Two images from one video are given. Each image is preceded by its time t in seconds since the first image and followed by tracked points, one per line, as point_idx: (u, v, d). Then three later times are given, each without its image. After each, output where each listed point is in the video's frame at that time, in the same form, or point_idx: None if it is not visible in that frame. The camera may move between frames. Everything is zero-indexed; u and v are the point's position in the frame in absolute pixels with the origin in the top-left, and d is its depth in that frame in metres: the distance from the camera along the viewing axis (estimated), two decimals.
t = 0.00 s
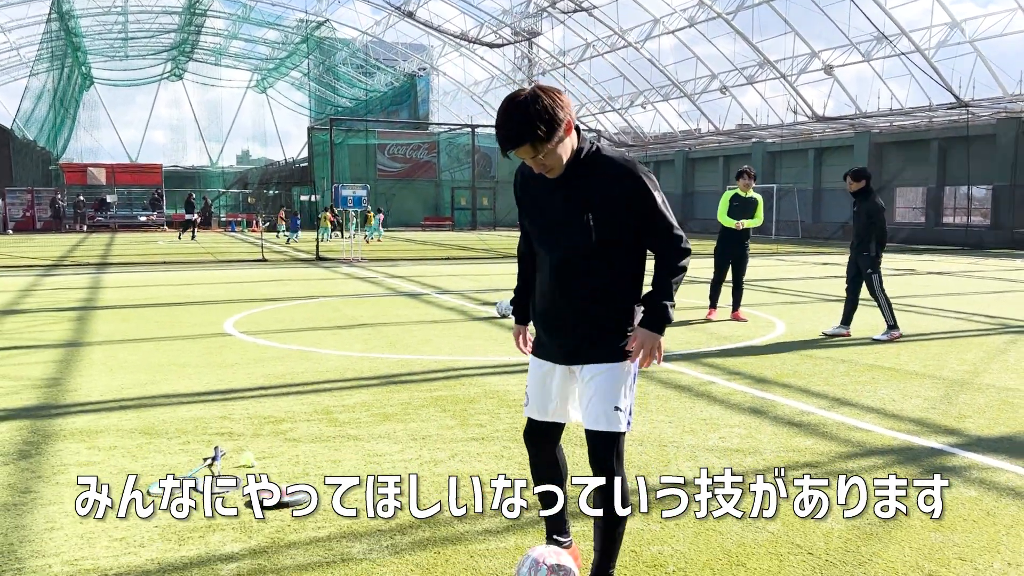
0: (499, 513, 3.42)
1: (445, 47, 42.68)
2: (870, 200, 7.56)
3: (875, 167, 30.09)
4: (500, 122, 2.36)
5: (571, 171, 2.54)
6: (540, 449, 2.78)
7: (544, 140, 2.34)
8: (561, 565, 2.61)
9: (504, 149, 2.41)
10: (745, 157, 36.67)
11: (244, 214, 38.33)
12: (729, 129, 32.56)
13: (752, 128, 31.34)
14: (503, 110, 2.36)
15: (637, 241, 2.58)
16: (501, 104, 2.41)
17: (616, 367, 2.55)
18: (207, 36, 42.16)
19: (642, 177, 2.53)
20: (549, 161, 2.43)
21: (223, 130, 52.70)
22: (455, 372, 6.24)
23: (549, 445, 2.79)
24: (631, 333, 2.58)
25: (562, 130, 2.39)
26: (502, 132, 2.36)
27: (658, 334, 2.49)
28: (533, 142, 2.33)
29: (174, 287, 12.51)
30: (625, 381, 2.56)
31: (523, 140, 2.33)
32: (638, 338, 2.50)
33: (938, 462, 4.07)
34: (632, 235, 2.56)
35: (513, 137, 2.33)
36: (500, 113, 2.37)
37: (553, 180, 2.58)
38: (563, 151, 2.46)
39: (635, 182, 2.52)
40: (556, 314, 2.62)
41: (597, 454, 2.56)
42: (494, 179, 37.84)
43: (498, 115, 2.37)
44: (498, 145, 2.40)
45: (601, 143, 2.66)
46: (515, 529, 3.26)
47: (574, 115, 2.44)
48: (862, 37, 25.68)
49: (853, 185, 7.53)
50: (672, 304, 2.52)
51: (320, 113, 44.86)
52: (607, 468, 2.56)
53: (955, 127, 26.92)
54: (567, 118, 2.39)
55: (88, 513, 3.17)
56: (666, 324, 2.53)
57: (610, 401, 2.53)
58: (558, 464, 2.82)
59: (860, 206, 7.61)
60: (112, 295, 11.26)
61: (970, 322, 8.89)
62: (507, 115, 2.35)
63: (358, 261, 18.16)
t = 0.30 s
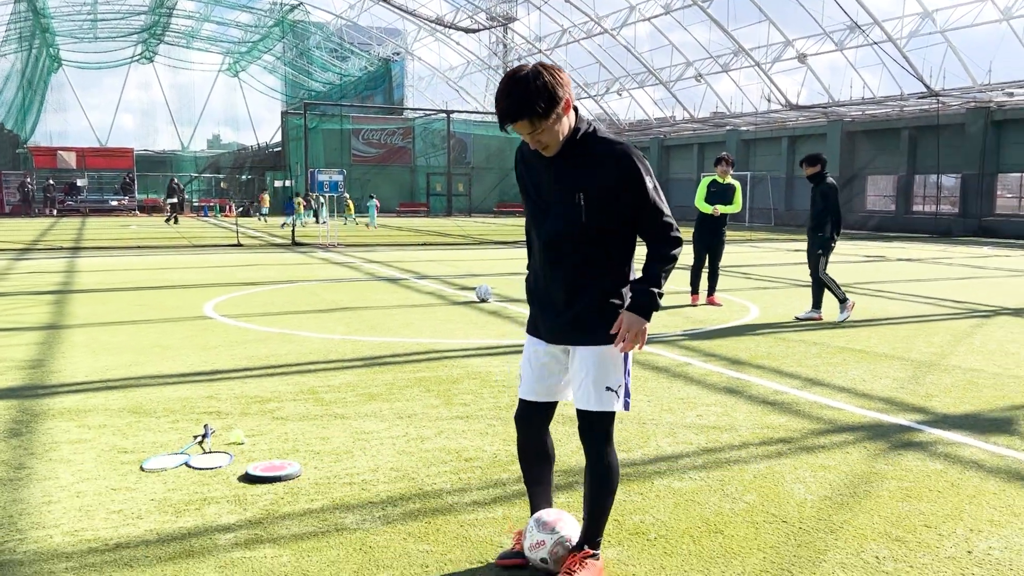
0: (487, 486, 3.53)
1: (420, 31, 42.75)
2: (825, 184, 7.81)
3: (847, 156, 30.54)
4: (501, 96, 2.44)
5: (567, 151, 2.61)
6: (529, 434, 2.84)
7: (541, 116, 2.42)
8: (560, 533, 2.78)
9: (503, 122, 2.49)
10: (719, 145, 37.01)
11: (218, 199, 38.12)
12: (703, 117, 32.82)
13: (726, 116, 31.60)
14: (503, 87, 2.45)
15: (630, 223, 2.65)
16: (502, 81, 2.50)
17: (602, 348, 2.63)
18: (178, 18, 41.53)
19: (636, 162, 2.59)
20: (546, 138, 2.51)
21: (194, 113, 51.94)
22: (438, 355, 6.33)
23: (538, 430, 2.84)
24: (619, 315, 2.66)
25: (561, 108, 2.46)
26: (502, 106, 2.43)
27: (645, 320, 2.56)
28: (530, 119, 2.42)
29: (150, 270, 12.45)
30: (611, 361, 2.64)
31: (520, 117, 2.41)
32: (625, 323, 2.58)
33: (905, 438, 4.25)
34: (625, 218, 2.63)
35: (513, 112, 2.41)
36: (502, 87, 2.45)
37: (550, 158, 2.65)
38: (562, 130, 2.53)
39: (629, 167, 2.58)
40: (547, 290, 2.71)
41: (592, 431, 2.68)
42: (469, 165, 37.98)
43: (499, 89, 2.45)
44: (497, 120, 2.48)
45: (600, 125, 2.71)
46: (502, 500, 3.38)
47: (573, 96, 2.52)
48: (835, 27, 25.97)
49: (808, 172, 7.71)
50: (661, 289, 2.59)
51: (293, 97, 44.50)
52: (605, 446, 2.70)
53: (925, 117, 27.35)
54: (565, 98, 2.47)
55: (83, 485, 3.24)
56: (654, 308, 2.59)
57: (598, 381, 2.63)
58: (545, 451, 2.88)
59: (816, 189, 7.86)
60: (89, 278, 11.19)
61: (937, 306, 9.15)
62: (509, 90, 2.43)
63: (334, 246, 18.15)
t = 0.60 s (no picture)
0: (473, 469, 3.66)
1: (390, 24, 42.61)
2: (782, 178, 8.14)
3: (814, 152, 31.08)
4: (494, 75, 2.52)
5: (552, 141, 2.70)
6: (503, 413, 2.94)
7: (532, 95, 2.50)
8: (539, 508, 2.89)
9: (494, 102, 2.57)
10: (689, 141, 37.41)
11: (186, 193, 37.65)
12: (673, 112, 33.12)
13: (696, 111, 31.93)
14: (496, 67, 2.53)
15: (611, 214, 2.77)
16: (493, 64, 2.58)
17: (586, 336, 2.74)
18: (145, 9, 40.94)
19: (618, 153, 2.69)
20: (535, 121, 2.59)
21: (161, 106, 51.23)
22: (417, 345, 6.44)
23: (512, 410, 2.95)
24: (603, 302, 2.77)
25: (550, 92, 2.56)
26: (495, 84, 2.51)
27: (639, 312, 2.71)
28: (522, 97, 2.50)
29: (122, 264, 12.34)
30: (594, 347, 2.76)
31: (513, 95, 2.49)
32: (618, 314, 2.73)
33: (872, 422, 4.43)
34: (606, 209, 2.75)
35: (505, 90, 2.49)
36: (495, 67, 2.53)
37: (536, 146, 2.74)
38: (548, 115, 2.62)
39: (613, 158, 2.68)
40: (531, 277, 2.81)
41: (577, 416, 2.79)
42: (441, 159, 37.97)
43: (492, 70, 2.53)
44: (489, 98, 2.56)
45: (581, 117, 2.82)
46: (488, 483, 3.50)
47: (560, 82, 2.61)
48: (803, 24, 26.35)
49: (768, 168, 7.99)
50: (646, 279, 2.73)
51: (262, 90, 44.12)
52: (588, 430, 2.81)
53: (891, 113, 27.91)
54: (553, 80, 2.56)
55: (73, 471, 3.44)
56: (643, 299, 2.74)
57: (584, 368, 2.75)
58: (516, 430, 2.98)
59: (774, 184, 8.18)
60: (61, 272, 11.10)
61: (902, 299, 9.42)
62: (501, 70, 2.51)
63: (306, 240, 18.09)
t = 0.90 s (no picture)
0: (455, 466, 3.71)
1: (368, 25, 42.47)
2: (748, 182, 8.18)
3: (789, 154, 31.46)
4: (487, 47, 2.69)
5: (524, 135, 2.77)
6: (484, 415, 2.93)
7: (520, 70, 2.66)
8: (522, 506, 2.92)
9: (482, 76, 2.70)
10: (665, 142, 37.70)
11: (161, 194, 37.37)
12: (650, 114, 33.38)
13: (672, 113, 32.20)
14: (485, 47, 2.69)
15: (580, 212, 2.82)
16: (479, 51, 2.73)
17: (557, 328, 2.77)
18: (119, 8, 40.50)
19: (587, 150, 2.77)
20: (515, 101, 2.70)
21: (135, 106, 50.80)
22: (397, 345, 6.48)
23: (488, 409, 2.94)
24: (572, 296, 2.81)
25: (533, 75, 2.72)
26: (487, 52, 2.67)
27: (601, 301, 2.75)
28: (513, 68, 2.66)
29: (100, 265, 12.26)
30: (565, 341, 2.79)
31: (504, 62, 2.65)
32: (582, 303, 2.76)
33: (845, 419, 4.51)
34: (576, 205, 2.81)
35: (497, 55, 2.65)
36: (488, 42, 2.71)
37: (506, 142, 2.79)
38: (526, 102, 2.73)
39: (583, 155, 2.75)
40: (503, 272, 2.82)
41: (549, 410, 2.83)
42: (418, 160, 37.97)
43: (485, 44, 2.71)
44: (479, 68, 2.71)
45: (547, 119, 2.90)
46: (472, 479, 3.57)
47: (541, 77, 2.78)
48: (778, 27, 26.63)
49: (731, 172, 8.02)
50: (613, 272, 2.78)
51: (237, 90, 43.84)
52: (560, 421, 2.86)
53: (864, 116, 28.30)
54: (538, 70, 2.74)
55: (58, 471, 3.63)
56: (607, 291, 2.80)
57: (557, 361, 2.78)
58: (498, 431, 2.97)
59: (738, 189, 8.24)
60: (38, 273, 11.02)
61: (876, 299, 9.56)
62: (495, 43, 2.69)
63: (286, 241, 18.07)
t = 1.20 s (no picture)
0: (440, 467, 3.73)
1: (353, 28, 42.46)
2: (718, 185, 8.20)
3: (773, 158, 31.70)
4: (464, 51, 2.70)
5: (499, 135, 2.80)
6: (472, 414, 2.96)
7: (496, 74, 2.67)
8: (506, 505, 2.90)
9: (457, 79, 2.71)
10: (651, 146, 37.88)
11: (146, 197, 37.23)
12: (636, 119, 33.56)
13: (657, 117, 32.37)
14: (463, 50, 2.69)
15: (554, 211, 2.86)
16: (458, 51, 2.74)
17: (532, 326, 2.79)
18: (103, 12, 40.47)
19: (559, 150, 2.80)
20: (490, 104, 2.71)
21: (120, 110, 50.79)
22: (384, 348, 6.51)
23: (467, 409, 2.96)
24: (546, 294, 2.84)
25: (510, 78, 2.73)
26: (462, 57, 2.69)
27: (572, 297, 2.78)
28: (487, 72, 2.66)
29: (85, 269, 12.22)
30: (538, 339, 2.80)
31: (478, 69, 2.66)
32: (552, 299, 2.78)
33: (827, 418, 4.54)
34: (549, 204, 2.84)
35: (472, 60, 2.66)
36: (465, 46, 2.72)
37: (482, 141, 2.83)
38: (502, 104, 2.75)
39: (557, 155, 2.79)
40: (478, 270, 2.85)
41: (519, 411, 2.81)
42: (405, 164, 37.98)
43: (462, 48, 2.72)
44: (454, 71, 2.70)
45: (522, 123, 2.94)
46: (458, 480, 3.60)
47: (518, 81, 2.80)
48: (762, 32, 26.84)
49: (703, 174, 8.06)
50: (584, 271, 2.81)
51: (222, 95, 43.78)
52: (535, 424, 2.84)
53: (847, 119, 28.56)
54: (515, 74, 2.76)
55: (45, 473, 3.65)
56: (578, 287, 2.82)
57: (528, 360, 2.78)
58: (488, 429, 2.99)
59: (709, 190, 8.26)
60: (22, 277, 10.99)
61: (858, 301, 9.66)
62: (472, 47, 2.70)
63: (271, 244, 18.03)
